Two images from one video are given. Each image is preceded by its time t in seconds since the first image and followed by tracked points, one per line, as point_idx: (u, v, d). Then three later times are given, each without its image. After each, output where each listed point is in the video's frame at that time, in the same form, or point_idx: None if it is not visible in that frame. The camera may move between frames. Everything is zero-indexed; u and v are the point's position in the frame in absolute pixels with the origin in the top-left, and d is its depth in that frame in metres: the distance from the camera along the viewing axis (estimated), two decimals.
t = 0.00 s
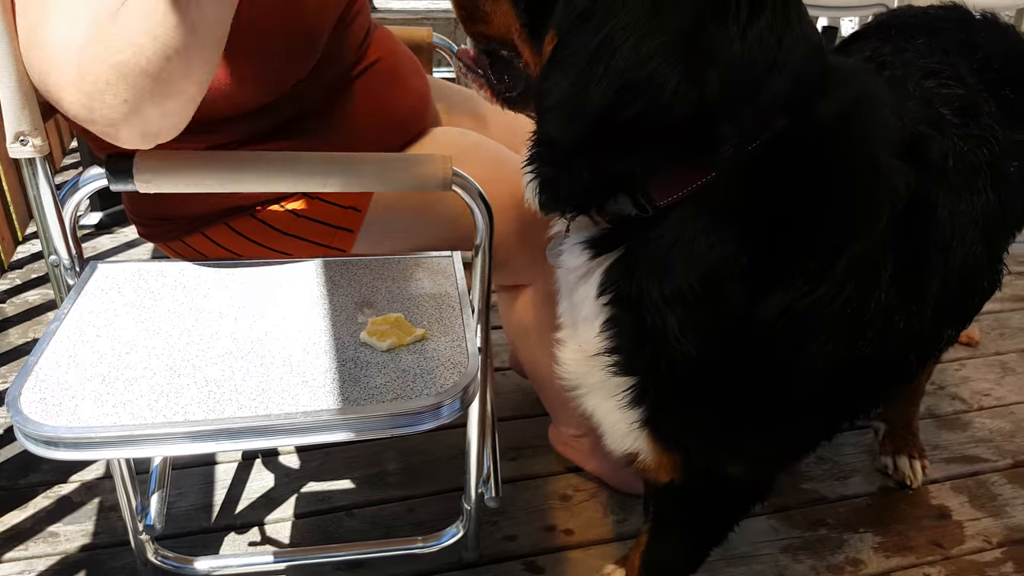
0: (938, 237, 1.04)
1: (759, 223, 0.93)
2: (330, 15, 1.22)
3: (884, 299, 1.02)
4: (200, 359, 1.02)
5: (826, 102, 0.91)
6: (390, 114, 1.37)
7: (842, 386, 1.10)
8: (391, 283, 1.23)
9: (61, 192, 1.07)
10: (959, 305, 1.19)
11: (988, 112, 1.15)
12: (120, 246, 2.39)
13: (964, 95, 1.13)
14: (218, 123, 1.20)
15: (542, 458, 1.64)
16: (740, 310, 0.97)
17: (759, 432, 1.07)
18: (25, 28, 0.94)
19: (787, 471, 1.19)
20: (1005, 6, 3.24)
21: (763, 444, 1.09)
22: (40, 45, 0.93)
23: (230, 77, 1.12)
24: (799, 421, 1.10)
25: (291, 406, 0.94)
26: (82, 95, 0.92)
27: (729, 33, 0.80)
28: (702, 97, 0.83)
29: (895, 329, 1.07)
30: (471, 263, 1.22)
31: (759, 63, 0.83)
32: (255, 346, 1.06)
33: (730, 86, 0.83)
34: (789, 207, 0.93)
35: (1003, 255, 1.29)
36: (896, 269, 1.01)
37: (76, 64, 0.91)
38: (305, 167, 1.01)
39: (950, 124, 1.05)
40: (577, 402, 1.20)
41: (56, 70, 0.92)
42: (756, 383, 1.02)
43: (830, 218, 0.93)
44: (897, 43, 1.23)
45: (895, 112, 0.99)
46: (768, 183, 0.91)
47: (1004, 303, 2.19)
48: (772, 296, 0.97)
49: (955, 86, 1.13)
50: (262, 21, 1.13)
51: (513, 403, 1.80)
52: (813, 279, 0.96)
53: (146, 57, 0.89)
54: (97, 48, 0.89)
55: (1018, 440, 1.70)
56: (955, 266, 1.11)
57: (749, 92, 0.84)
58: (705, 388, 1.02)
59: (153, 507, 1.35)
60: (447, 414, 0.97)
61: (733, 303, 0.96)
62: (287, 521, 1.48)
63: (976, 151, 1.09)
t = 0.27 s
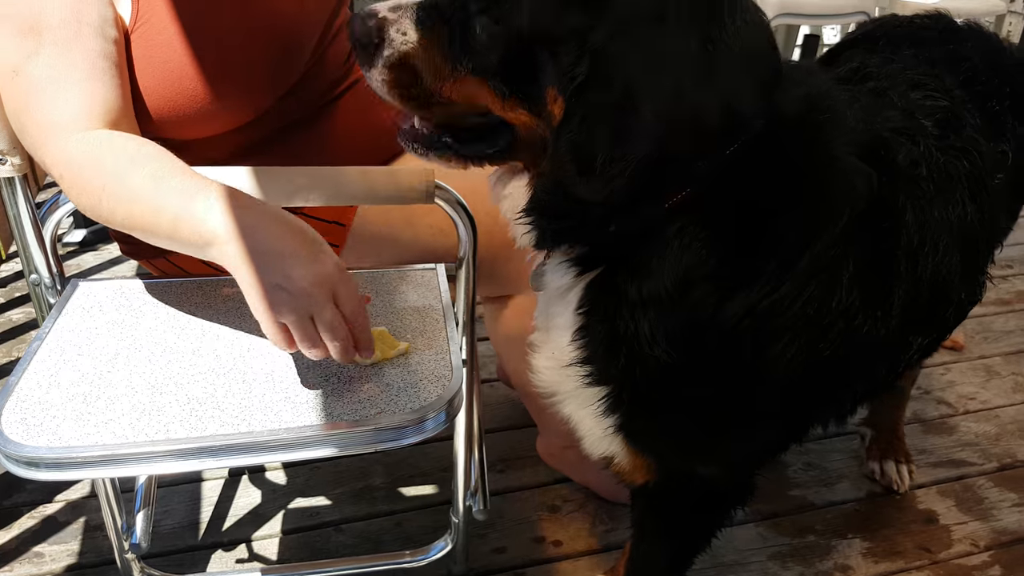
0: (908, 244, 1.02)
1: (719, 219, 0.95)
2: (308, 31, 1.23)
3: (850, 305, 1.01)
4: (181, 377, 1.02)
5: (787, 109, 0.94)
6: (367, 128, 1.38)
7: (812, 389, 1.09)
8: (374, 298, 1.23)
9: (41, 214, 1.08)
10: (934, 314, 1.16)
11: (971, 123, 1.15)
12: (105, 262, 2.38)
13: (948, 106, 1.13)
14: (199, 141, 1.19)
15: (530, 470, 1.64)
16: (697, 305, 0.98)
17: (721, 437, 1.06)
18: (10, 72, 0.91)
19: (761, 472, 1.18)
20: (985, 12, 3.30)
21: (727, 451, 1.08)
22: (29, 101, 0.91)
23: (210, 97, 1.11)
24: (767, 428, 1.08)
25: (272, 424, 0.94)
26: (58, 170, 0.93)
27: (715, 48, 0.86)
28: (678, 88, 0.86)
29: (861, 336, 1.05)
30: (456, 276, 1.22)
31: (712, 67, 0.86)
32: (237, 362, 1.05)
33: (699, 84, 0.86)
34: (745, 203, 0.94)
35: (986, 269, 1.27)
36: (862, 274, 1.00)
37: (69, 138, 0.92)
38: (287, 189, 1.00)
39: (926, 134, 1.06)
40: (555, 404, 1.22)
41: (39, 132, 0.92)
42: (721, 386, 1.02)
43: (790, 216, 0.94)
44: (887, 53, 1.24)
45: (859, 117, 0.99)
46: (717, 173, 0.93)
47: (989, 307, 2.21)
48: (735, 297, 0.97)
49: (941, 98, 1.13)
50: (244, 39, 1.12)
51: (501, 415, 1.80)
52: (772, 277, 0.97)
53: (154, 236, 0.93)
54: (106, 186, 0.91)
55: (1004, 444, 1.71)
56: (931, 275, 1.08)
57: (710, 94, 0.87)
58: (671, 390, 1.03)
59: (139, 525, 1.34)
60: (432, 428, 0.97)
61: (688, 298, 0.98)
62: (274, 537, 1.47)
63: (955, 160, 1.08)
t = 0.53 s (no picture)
0: (878, 241, 1.00)
1: (690, 236, 0.88)
2: (299, 44, 1.23)
3: (826, 306, 1.00)
4: (173, 387, 1.02)
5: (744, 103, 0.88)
6: (360, 136, 1.38)
7: (793, 391, 1.07)
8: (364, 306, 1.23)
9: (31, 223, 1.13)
10: (913, 311, 1.15)
11: (946, 120, 1.15)
12: (99, 274, 2.40)
13: (922, 104, 1.14)
14: (190, 155, 1.20)
15: (523, 477, 1.65)
16: (672, 321, 0.93)
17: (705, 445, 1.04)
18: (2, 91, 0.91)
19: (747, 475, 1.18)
20: (972, 18, 3.34)
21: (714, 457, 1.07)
22: (22, 121, 0.92)
23: (199, 112, 1.12)
24: (752, 433, 1.07)
25: (263, 432, 0.94)
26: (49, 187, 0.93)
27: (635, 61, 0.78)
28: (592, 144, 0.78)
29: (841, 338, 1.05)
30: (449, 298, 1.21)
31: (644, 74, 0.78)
32: (228, 372, 1.06)
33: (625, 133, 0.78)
34: (714, 218, 0.88)
35: (964, 267, 1.26)
36: (837, 273, 0.99)
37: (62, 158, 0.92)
38: (275, 200, 1.02)
39: (895, 131, 1.06)
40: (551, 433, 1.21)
41: (30, 151, 0.93)
42: (702, 393, 1.00)
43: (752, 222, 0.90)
44: (867, 55, 1.26)
45: (811, 118, 0.98)
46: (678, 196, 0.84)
47: (981, 310, 2.22)
48: (716, 310, 0.94)
49: (916, 98, 1.14)
50: (231, 53, 1.13)
51: (493, 422, 1.81)
52: (748, 287, 0.94)
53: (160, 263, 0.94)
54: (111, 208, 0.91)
55: (996, 447, 1.72)
56: (902, 269, 1.06)
57: (651, 123, 0.79)
58: (657, 407, 1.00)
59: (132, 535, 1.34)
60: (423, 435, 0.98)
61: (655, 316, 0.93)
62: (268, 546, 1.47)
63: (924, 157, 1.08)
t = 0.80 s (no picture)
0: (863, 239, 1.01)
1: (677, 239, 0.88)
2: (293, 49, 1.24)
3: (815, 305, 1.00)
4: (170, 393, 1.03)
5: (712, 102, 0.89)
6: (355, 144, 1.40)
7: (788, 391, 1.07)
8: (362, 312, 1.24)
9: (29, 230, 1.13)
10: (902, 310, 1.14)
11: (930, 120, 1.16)
12: (96, 280, 2.40)
13: (904, 105, 1.15)
14: (187, 161, 1.21)
15: (521, 482, 1.65)
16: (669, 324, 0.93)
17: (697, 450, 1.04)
18: None
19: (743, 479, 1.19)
20: (967, 23, 3.37)
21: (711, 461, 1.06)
22: (18, 127, 0.93)
23: (196, 116, 1.12)
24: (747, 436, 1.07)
25: (262, 437, 0.95)
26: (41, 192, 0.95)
27: (591, 76, 0.79)
28: (544, 179, 0.79)
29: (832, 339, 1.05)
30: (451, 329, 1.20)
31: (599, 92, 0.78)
32: (225, 378, 1.06)
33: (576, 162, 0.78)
34: (699, 225, 0.89)
35: (953, 266, 1.24)
36: (825, 271, 0.99)
37: (54, 164, 0.94)
38: (271, 203, 1.02)
39: (876, 131, 1.06)
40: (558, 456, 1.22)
41: (25, 155, 0.94)
42: (698, 394, 0.99)
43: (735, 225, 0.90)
44: (852, 57, 1.27)
45: (790, 119, 1.00)
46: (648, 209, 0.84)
47: (977, 314, 2.23)
48: (709, 309, 0.94)
49: (898, 99, 1.15)
50: (227, 58, 1.14)
51: (490, 428, 1.81)
52: (739, 286, 0.94)
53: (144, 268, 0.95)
54: (104, 212, 0.92)
55: (993, 450, 1.72)
56: (892, 266, 1.06)
57: (610, 146, 0.79)
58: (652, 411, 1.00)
59: (130, 541, 1.35)
60: (420, 440, 0.98)
61: (651, 323, 0.92)
62: (266, 552, 1.47)
63: (906, 156, 1.08)
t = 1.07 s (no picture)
0: (868, 242, 1.01)
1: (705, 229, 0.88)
2: (293, 53, 1.25)
3: (823, 306, 1.00)
4: (169, 395, 1.03)
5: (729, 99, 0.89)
6: (356, 147, 1.40)
7: (795, 394, 1.08)
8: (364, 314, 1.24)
9: (29, 232, 1.14)
10: (900, 313, 1.15)
11: (928, 126, 1.15)
12: (96, 282, 2.41)
13: (902, 111, 1.14)
14: (186, 164, 1.21)
15: (520, 485, 1.65)
16: (686, 318, 0.93)
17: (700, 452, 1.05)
18: None
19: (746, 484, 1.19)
20: (966, 28, 3.38)
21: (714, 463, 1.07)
22: (15, 128, 0.93)
23: (196, 118, 1.13)
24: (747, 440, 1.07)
25: (262, 439, 0.95)
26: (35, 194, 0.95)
27: (640, 52, 0.77)
28: (586, 139, 0.76)
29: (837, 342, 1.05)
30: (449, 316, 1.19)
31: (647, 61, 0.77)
32: (225, 380, 1.07)
33: (620, 124, 0.75)
34: (721, 224, 0.89)
35: (948, 271, 1.24)
36: (833, 275, 0.99)
37: (47, 165, 0.93)
38: (271, 205, 1.02)
39: (875, 136, 1.06)
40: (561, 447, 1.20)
41: (22, 159, 0.94)
42: (706, 397, 1.00)
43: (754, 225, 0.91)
44: (849, 62, 1.27)
45: (801, 123, 1.00)
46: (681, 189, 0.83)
47: (977, 319, 2.23)
48: (724, 308, 0.94)
49: (896, 103, 1.15)
50: (227, 61, 1.15)
51: (489, 431, 1.81)
52: (756, 287, 0.94)
53: (119, 270, 0.93)
54: (79, 211, 0.92)
55: (992, 455, 1.72)
56: (895, 269, 1.07)
57: (655, 119, 0.77)
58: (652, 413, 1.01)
59: (129, 543, 1.35)
60: (419, 443, 0.98)
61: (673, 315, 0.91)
62: (265, 554, 1.47)
63: (904, 161, 1.08)
